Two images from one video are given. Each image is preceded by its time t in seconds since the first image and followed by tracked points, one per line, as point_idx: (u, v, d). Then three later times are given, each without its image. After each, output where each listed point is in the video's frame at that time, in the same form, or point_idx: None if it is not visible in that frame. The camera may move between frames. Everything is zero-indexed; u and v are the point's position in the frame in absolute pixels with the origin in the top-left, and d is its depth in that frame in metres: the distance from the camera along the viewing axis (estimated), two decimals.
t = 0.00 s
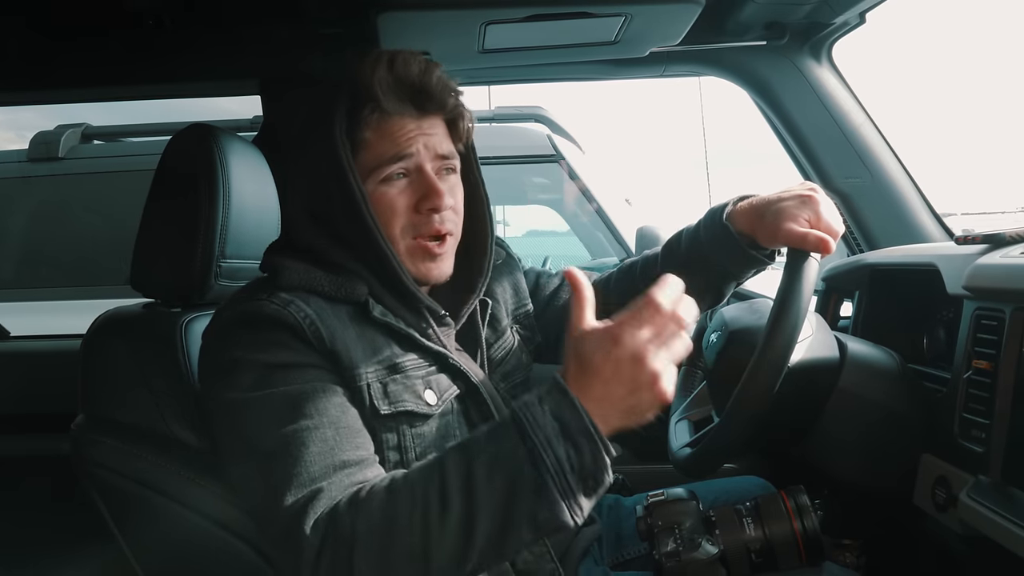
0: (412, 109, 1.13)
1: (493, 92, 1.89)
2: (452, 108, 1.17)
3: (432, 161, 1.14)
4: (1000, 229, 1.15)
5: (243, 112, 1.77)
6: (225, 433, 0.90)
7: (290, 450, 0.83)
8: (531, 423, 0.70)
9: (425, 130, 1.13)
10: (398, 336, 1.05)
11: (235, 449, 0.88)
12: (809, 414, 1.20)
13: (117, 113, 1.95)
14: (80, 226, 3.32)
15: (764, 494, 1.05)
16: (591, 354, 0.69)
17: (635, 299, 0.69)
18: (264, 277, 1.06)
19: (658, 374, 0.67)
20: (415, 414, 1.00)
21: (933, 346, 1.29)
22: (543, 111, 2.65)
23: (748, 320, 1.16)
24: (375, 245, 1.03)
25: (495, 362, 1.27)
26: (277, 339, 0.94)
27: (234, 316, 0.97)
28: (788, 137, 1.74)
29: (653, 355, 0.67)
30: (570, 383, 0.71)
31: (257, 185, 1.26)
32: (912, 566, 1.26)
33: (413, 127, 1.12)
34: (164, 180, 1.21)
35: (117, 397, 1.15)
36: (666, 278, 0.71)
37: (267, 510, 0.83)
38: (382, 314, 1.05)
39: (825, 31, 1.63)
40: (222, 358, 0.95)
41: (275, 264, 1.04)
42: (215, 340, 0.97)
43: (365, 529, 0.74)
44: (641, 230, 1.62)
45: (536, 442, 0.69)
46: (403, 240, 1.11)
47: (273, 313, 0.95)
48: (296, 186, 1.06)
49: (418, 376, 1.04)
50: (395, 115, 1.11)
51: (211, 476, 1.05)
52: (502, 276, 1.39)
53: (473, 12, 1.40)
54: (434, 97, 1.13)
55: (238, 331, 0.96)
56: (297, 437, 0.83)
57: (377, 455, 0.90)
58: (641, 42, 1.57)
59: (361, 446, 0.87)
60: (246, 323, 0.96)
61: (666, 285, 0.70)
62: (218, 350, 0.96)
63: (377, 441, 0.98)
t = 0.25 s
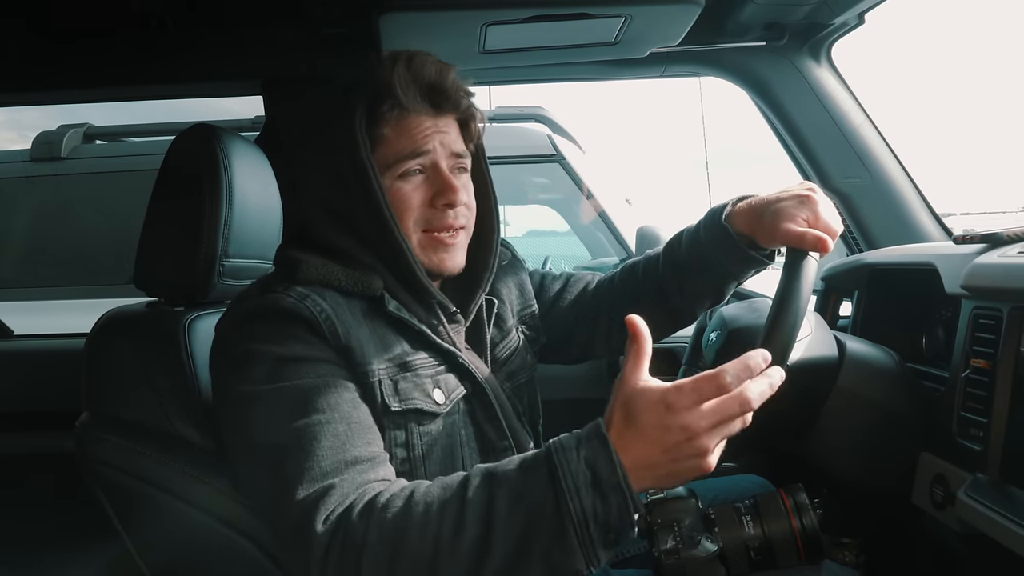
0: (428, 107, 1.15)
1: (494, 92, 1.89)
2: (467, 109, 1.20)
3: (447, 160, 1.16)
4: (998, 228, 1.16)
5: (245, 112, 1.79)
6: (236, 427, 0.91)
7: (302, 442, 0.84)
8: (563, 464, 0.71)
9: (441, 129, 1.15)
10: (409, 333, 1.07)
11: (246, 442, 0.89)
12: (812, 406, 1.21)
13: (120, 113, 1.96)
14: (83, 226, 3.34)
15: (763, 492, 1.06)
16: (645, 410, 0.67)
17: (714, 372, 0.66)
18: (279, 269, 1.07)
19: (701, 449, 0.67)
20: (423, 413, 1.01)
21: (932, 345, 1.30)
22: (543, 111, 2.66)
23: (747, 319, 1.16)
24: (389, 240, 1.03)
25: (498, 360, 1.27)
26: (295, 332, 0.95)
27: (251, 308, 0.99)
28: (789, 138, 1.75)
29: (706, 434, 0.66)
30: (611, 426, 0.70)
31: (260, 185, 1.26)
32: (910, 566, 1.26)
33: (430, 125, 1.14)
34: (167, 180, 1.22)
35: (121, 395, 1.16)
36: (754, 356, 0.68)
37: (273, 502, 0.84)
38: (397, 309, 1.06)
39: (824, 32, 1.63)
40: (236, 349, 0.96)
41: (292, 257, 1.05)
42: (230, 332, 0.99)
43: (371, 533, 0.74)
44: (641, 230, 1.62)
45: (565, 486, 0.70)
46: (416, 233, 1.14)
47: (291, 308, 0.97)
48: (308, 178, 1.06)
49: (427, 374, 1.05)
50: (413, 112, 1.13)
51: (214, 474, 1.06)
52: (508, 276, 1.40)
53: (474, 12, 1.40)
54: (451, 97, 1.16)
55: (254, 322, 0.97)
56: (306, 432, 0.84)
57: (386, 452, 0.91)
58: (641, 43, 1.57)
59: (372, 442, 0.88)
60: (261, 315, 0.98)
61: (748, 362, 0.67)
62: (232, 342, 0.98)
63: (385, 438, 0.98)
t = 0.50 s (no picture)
0: (431, 109, 1.15)
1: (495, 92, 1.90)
2: (468, 110, 1.20)
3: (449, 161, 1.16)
4: (998, 229, 1.16)
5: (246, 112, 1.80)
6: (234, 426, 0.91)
7: (300, 443, 0.84)
8: (532, 476, 0.65)
9: (443, 130, 1.15)
10: (410, 333, 1.07)
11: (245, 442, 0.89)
12: (811, 404, 1.21)
13: (122, 113, 1.96)
14: (84, 225, 3.34)
15: (762, 491, 1.06)
16: (631, 409, 0.59)
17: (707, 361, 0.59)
18: (280, 271, 1.08)
19: (695, 448, 0.59)
20: (424, 414, 1.01)
21: (932, 345, 1.30)
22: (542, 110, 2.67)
23: (747, 318, 1.16)
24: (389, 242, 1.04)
25: (500, 358, 1.27)
26: (294, 334, 0.96)
27: (252, 309, 0.99)
28: (788, 138, 1.75)
29: (697, 432, 0.59)
30: (595, 430, 0.62)
31: (261, 185, 1.26)
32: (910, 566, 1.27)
33: (431, 126, 1.14)
34: (168, 180, 1.22)
35: (123, 394, 1.16)
36: (750, 343, 0.61)
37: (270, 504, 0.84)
38: (397, 310, 1.07)
39: (824, 32, 1.64)
40: (238, 350, 0.96)
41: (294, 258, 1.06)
42: (232, 333, 1.00)
43: (355, 536, 0.73)
44: (642, 230, 1.62)
45: (532, 497, 0.65)
46: (417, 234, 1.13)
47: (290, 309, 0.98)
48: (309, 178, 1.06)
49: (428, 376, 1.05)
50: (414, 115, 1.13)
51: (214, 473, 1.07)
52: (510, 275, 1.41)
53: (474, 13, 1.41)
54: (454, 99, 1.16)
55: (256, 324, 0.98)
56: (304, 433, 0.84)
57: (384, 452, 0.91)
58: (641, 43, 1.58)
59: (370, 443, 0.87)
60: (262, 317, 0.98)
61: (741, 353, 0.60)
62: (234, 343, 0.98)
63: (386, 439, 0.98)
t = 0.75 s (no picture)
0: (405, 110, 1.14)
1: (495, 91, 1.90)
2: (446, 108, 1.18)
3: (428, 161, 1.14)
4: (998, 228, 1.16)
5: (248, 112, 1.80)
6: (227, 434, 0.92)
7: (284, 448, 0.84)
8: (450, 498, 0.60)
9: (419, 130, 1.14)
10: (396, 334, 1.07)
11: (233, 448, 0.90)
12: (810, 408, 1.21)
13: (123, 112, 1.96)
14: (84, 225, 3.34)
15: (762, 490, 1.06)
16: (526, 450, 0.51)
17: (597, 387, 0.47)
18: (266, 278, 1.09)
19: (613, 492, 0.48)
20: (413, 412, 1.01)
21: (932, 345, 1.30)
22: (544, 110, 2.68)
23: (747, 318, 1.16)
24: (371, 244, 1.04)
25: (492, 352, 1.31)
26: (275, 342, 0.96)
27: (234, 319, 1.00)
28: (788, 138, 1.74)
29: (609, 478, 0.48)
30: (509, 467, 0.55)
31: (261, 184, 1.27)
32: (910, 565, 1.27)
33: (406, 127, 1.13)
34: (168, 179, 1.23)
35: (123, 394, 1.16)
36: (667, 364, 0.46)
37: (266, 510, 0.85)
38: (381, 310, 1.07)
39: (824, 32, 1.63)
40: (223, 361, 0.97)
41: (275, 264, 1.08)
42: (217, 343, 1.00)
43: (322, 545, 0.72)
44: (641, 229, 1.62)
45: (455, 520, 0.60)
46: (397, 239, 1.12)
47: (270, 316, 0.98)
48: (292, 186, 1.09)
49: (415, 374, 1.06)
50: (388, 117, 1.12)
51: (214, 472, 1.07)
52: (501, 274, 1.42)
53: (475, 13, 1.41)
54: (428, 99, 1.15)
55: (239, 334, 0.98)
56: (286, 440, 0.85)
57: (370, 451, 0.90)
58: (642, 43, 1.58)
59: (353, 443, 0.87)
60: (243, 326, 0.99)
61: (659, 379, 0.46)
62: (219, 354, 0.99)
63: (374, 439, 0.98)
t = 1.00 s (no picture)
0: (392, 109, 1.14)
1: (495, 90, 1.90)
2: (434, 107, 1.18)
3: (415, 161, 1.14)
4: (998, 226, 1.16)
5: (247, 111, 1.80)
6: (224, 435, 0.92)
7: (283, 448, 0.84)
8: (461, 509, 0.62)
9: (406, 130, 1.14)
10: (391, 332, 1.07)
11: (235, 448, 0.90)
12: (812, 407, 1.20)
13: (122, 111, 1.96)
14: (84, 225, 3.34)
15: (764, 488, 1.06)
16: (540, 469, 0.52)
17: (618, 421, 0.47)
18: (260, 279, 1.09)
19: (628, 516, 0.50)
20: (410, 410, 1.01)
21: (933, 343, 1.30)
22: (545, 111, 2.76)
23: (748, 316, 1.16)
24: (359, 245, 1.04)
25: (487, 349, 1.28)
26: (270, 343, 0.96)
27: (230, 319, 1.00)
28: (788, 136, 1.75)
29: (628, 504, 0.49)
30: (522, 478, 0.55)
31: (261, 183, 1.27)
32: (912, 562, 1.27)
33: (393, 127, 1.13)
34: (168, 179, 1.23)
35: (123, 393, 1.16)
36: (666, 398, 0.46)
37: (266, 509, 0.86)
38: (375, 309, 1.07)
39: (824, 31, 1.64)
40: (219, 361, 0.98)
41: (266, 265, 1.07)
42: (213, 344, 1.00)
43: (326, 547, 0.72)
44: (641, 229, 1.62)
45: (461, 530, 0.61)
46: (387, 239, 1.12)
47: (265, 316, 0.98)
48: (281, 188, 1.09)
49: (411, 371, 1.05)
50: (374, 117, 1.12)
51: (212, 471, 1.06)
52: (494, 272, 1.41)
53: (475, 11, 1.41)
54: (416, 99, 1.15)
55: (235, 335, 0.99)
56: (284, 439, 0.85)
57: (370, 448, 0.90)
58: (642, 42, 1.57)
59: (353, 440, 0.87)
60: (239, 327, 0.99)
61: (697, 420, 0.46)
62: (216, 354, 0.99)
63: (372, 437, 0.98)
